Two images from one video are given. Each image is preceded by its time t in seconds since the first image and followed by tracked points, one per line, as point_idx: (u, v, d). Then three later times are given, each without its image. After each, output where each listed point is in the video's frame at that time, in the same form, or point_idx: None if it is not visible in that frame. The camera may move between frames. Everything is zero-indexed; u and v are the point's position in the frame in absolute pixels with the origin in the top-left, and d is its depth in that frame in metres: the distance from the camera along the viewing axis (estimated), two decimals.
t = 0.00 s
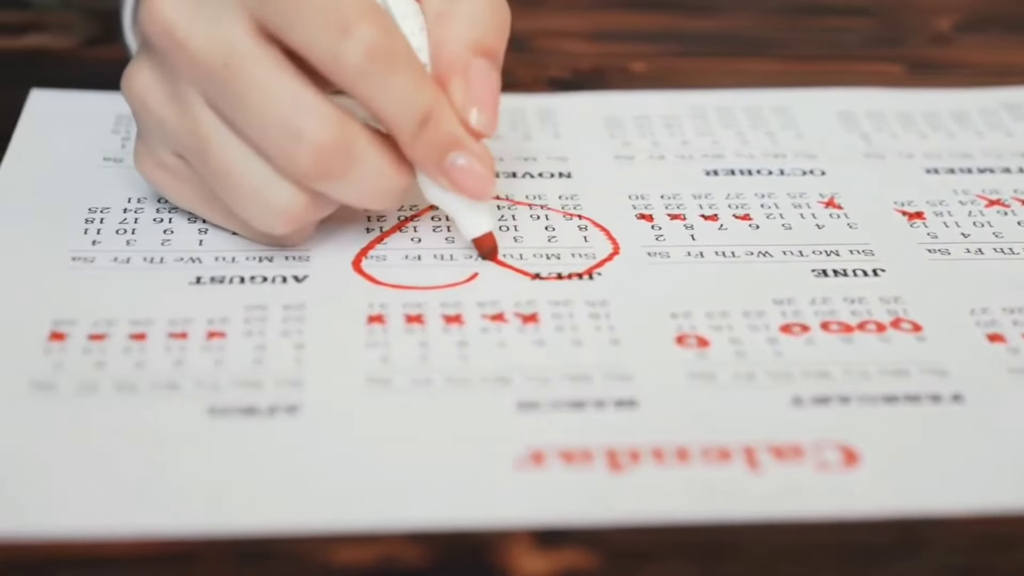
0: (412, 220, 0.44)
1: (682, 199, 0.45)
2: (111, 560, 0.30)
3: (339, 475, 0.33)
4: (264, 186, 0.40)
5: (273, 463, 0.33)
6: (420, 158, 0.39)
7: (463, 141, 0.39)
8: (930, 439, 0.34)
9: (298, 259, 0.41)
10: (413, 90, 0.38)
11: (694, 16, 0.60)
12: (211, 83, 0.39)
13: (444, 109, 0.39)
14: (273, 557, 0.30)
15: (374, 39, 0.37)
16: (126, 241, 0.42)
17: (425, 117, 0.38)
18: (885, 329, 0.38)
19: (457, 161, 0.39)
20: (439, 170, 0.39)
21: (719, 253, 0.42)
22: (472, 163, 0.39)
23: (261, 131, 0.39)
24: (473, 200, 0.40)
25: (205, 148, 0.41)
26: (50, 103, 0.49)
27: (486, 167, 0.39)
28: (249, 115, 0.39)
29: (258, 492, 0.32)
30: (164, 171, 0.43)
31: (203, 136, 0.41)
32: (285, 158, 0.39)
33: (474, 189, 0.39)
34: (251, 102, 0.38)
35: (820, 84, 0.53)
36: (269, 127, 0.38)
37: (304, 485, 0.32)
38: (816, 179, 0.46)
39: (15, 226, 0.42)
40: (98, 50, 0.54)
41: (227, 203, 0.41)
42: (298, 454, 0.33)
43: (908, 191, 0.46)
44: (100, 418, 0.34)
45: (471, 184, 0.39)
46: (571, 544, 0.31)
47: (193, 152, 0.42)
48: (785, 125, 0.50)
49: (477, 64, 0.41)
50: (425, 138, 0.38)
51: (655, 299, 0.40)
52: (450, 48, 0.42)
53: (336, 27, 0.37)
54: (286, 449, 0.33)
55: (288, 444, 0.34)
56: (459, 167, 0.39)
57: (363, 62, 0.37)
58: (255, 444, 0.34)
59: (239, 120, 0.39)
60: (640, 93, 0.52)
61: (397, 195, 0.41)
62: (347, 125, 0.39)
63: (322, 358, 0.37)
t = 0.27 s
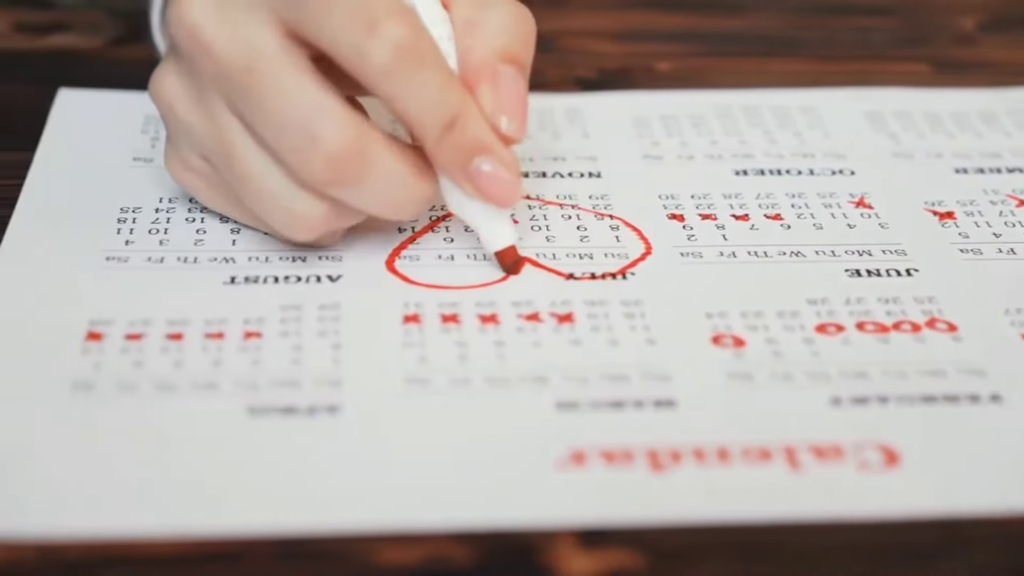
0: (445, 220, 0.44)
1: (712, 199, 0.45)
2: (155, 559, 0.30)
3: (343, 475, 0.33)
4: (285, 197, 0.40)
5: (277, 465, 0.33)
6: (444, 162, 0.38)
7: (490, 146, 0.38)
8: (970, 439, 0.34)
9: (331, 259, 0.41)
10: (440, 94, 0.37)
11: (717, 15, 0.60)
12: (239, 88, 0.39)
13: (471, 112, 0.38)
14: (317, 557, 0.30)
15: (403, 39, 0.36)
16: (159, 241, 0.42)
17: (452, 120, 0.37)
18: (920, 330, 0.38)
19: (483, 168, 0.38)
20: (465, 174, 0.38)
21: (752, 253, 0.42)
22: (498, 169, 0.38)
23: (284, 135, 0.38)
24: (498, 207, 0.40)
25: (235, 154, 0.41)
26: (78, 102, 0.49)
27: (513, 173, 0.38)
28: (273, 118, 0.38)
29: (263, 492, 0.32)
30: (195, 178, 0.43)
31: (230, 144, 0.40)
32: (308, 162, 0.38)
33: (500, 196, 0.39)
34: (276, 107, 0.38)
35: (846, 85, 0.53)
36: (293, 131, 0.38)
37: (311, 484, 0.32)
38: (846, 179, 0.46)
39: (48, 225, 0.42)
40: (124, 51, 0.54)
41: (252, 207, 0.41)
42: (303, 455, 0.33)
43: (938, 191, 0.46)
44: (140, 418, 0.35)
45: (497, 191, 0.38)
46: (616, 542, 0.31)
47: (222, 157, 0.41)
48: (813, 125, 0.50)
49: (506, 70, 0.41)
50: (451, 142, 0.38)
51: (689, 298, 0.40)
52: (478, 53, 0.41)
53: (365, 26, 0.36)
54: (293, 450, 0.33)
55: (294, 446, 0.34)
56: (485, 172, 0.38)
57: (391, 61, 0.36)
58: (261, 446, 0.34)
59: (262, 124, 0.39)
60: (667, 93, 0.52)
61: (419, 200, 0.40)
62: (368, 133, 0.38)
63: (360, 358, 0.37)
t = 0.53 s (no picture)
0: (481, 221, 0.44)
1: (747, 200, 0.45)
2: (207, 561, 0.31)
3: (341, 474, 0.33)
4: (299, 194, 0.40)
5: (273, 463, 0.33)
6: (448, 138, 0.38)
7: (494, 118, 0.37)
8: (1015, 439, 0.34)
9: (369, 259, 0.41)
10: (438, 71, 0.37)
11: (746, 16, 0.60)
12: (246, 86, 0.39)
13: (471, 87, 0.37)
14: (368, 557, 0.31)
15: (392, 16, 0.36)
16: (197, 241, 0.42)
17: (451, 94, 0.37)
18: (960, 330, 0.38)
19: (489, 139, 0.37)
20: (470, 148, 0.37)
21: (788, 254, 0.42)
22: (504, 140, 0.37)
23: (285, 129, 0.38)
24: (507, 179, 0.39)
25: (253, 149, 0.40)
26: (112, 103, 0.50)
27: (519, 146, 0.38)
28: (273, 112, 0.38)
29: (260, 490, 0.32)
30: (217, 179, 0.43)
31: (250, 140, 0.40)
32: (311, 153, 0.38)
33: (506, 168, 0.38)
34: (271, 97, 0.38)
35: (877, 85, 0.53)
36: (292, 123, 0.38)
37: (309, 484, 0.32)
38: (880, 180, 0.46)
39: (87, 225, 0.42)
40: (156, 52, 0.55)
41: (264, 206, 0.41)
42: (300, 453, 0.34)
43: (973, 192, 0.46)
44: (185, 417, 0.35)
45: (506, 164, 0.38)
46: (665, 542, 0.31)
47: (241, 156, 0.41)
48: (845, 126, 0.50)
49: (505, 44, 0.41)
50: (452, 118, 0.37)
51: (728, 300, 0.40)
52: (475, 29, 0.41)
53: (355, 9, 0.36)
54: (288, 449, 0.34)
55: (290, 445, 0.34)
56: (491, 145, 0.37)
57: (381, 42, 0.36)
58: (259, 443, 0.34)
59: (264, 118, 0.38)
60: (698, 93, 0.52)
61: (429, 181, 0.40)
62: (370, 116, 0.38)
63: (402, 359, 0.37)
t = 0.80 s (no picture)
0: (513, 220, 0.43)
1: (779, 200, 0.45)
2: (256, 560, 0.31)
3: (336, 472, 0.33)
4: (288, 105, 0.41)
5: (266, 461, 0.33)
6: (418, 39, 0.40)
7: (462, 14, 0.39)
8: None
9: (403, 259, 0.41)
10: None
11: (770, 15, 0.60)
12: (218, 9, 0.39)
13: None
14: (415, 557, 0.31)
15: None
16: (230, 241, 0.42)
17: None
18: (996, 330, 0.38)
19: (462, 34, 0.39)
20: (444, 43, 0.39)
21: (822, 254, 0.42)
22: (477, 30, 0.39)
23: (263, 41, 0.39)
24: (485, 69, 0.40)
25: (225, 67, 0.41)
26: (141, 101, 0.50)
27: (492, 36, 0.39)
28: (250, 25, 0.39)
29: (254, 486, 0.32)
30: (202, 120, 0.44)
31: (227, 60, 0.41)
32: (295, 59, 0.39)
33: (481, 60, 0.39)
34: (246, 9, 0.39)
35: (903, 85, 0.53)
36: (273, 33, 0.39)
37: (311, 483, 0.33)
38: (911, 180, 0.46)
39: (120, 224, 0.42)
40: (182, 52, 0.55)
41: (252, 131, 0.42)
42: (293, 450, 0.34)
43: (1003, 192, 0.46)
44: (226, 417, 0.35)
45: (478, 54, 0.39)
46: (712, 542, 0.31)
47: (218, 78, 0.41)
48: (874, 126, 0.50)
49: None
50: (418, 19, 0.39)
51: (764, 299, 0.40)
52: None
53: None
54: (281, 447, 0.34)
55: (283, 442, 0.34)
56: (464, 36, 0.39)
57: None
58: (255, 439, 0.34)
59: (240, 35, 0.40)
60: (725, 94, 0.52)
61: (408, 84, 0.41)
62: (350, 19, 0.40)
63: (440, 358, 0.37)
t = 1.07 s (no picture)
0: (549, 220, 0.43)
1: (813, 199, 0.45)
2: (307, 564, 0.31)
3: (335, 472, 0.33)
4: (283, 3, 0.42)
5: (266, 460, 0.33)
6: None
7: None
8: None
9: (440, 259, 0.41)
10: None
11: (796, 11, 0.60)
12: None
13: None
14: (468, 559, 0.31)
15: None
16: (267, 241, 0.42)
17: None
18: None
19: None
20: None
21: (858, 254, 0.42)
22: None
23: None
24: None
25: None
26: (171, 99, 0.49)
27: None
28: None
29: (251, 485, 0.32)
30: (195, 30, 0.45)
31: None
32: None
33: None
34: None
35: (933, 84, 0.53)
36: None
37: (315, 482, 0.33)
38: (944, 179, 0.46)
39: (156, 223, 0.42)
40: (209, 49, 0.54)
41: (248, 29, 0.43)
42: (293, 450, 0.34)
43: None
44: (271, 418, 0.35)
45: None
46: (760, 545, 0.31)
47: None
48: (905, 124, 0.50)
49: None
50: None
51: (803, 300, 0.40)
52: None
53: None
54: (280, 445, 0.34)
55: (283, 440, 0.34)
56: None
57: None
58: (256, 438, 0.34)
59: None
60: (755, 92, 0.52)
61: None
62: None
63: (481, 359, 0.37)
